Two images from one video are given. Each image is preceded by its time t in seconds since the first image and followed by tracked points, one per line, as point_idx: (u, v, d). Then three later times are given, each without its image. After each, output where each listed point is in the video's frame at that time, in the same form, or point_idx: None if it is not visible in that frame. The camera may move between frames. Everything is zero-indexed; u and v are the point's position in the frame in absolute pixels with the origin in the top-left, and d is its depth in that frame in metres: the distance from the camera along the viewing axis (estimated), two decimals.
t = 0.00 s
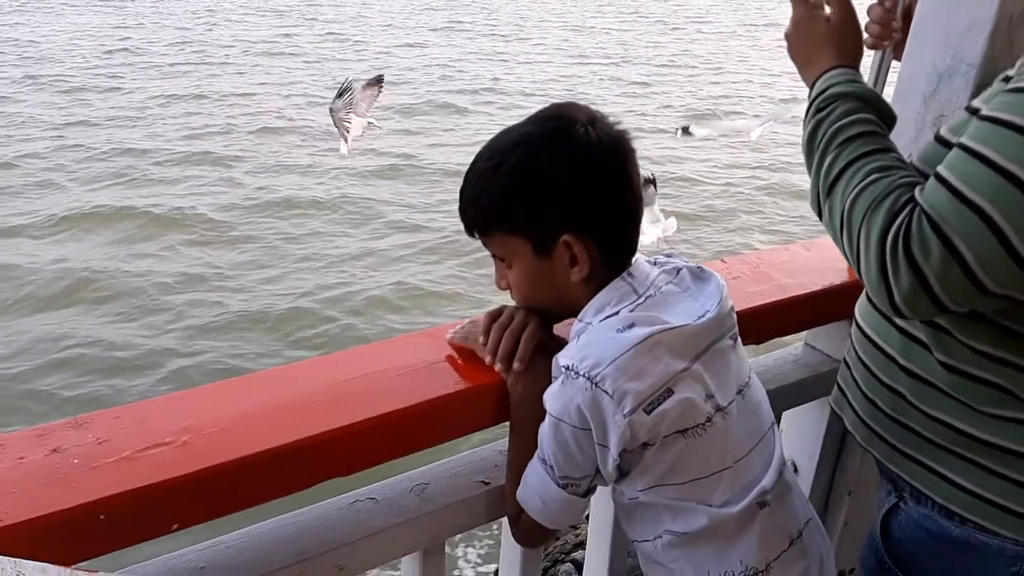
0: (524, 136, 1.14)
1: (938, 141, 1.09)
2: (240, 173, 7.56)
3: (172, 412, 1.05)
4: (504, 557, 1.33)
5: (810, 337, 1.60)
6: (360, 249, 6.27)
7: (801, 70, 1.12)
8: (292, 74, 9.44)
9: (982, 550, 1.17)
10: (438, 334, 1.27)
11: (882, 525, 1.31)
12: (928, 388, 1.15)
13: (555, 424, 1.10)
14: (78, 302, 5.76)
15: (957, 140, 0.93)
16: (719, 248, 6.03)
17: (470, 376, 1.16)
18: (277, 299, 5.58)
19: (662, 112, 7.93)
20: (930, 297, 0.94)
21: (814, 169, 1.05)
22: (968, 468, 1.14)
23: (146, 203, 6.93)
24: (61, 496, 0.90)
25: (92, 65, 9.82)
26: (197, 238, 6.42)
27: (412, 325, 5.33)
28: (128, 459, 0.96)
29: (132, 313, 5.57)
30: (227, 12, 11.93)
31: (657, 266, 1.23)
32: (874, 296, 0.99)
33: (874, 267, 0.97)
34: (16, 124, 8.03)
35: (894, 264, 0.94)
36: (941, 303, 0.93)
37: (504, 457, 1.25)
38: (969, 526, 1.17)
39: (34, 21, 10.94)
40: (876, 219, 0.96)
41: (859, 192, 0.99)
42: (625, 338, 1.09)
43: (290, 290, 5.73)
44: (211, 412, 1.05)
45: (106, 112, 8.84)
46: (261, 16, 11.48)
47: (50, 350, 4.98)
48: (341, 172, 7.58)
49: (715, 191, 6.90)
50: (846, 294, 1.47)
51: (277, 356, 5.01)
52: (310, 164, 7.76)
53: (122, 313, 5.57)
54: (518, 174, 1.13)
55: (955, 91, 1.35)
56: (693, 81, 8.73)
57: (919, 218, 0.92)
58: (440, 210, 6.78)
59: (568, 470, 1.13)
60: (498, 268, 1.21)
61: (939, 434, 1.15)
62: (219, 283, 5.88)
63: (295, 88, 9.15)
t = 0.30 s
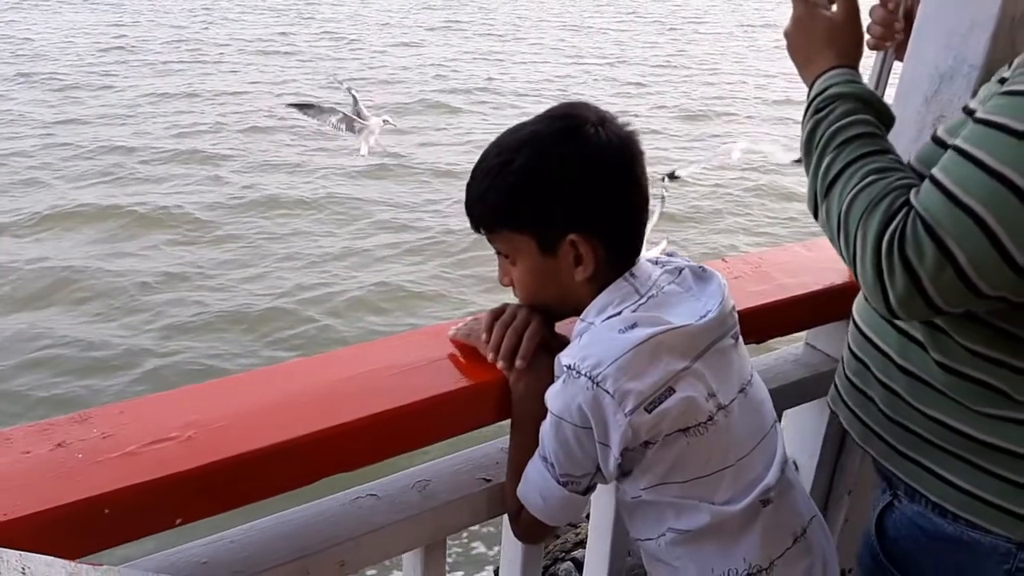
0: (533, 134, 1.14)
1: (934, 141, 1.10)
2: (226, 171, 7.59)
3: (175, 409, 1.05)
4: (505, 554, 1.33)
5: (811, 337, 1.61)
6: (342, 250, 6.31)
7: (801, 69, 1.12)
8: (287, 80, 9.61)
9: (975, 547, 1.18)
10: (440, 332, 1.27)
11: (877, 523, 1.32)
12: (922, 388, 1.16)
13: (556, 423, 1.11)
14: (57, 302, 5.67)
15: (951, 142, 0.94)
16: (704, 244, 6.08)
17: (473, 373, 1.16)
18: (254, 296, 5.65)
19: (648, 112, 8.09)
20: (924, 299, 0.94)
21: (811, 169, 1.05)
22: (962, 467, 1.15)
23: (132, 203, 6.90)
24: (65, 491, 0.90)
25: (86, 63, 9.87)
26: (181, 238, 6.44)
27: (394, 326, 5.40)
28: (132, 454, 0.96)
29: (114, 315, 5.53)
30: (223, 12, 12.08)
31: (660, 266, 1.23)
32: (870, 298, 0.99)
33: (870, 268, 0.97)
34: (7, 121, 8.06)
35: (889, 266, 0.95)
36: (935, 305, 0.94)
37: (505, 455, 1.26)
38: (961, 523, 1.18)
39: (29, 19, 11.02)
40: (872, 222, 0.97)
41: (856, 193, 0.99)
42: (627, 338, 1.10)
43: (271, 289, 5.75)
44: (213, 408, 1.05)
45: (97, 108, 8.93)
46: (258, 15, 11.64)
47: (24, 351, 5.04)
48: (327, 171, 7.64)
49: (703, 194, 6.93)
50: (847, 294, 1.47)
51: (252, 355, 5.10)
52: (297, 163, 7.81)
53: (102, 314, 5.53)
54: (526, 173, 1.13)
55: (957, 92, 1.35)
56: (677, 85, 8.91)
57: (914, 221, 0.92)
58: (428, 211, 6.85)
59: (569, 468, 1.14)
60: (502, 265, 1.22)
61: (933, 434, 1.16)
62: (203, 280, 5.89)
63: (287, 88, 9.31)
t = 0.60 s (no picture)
0: (541, 133, 1.14)
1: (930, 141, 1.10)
2: (214, 171, 7.64)
3: (177, 406, 1.06)
4: (507, 552, 1.34)
5: (812, 336, 1.61)
6: (327, 250, 6.35)
7: (800, 66, 1.12)
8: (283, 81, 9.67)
9: (969, 544, 1.18)
10: (442, 330, 1.28)
11: (874, 521, 1.32)
12: (919, 386, 1.16)
13: (558, 421, 1.11)
14: (41, 303, 5.65)
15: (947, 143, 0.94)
16: (692, 244, 6.10)
17: (475, 372, 1.17)
18: (236, 297, 5.68)
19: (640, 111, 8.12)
20: (920, 298, 0.95)
21: (809, 168, 1.05)
22: (958, 464, 1.15)
23: (120, 202, 6.95)
24: (68, 488, 0.91)
25: (81, 61, 9.89)
26: (168, 238, 6.48)
27: (379, 326, 5.44)
28: (136, 451, 0.97)
29: (99, 313, 5.55)
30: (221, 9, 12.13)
31: (662, 266, 1.24)
32: (866, 297, 1.00)
33: (867, 267, 0.98)
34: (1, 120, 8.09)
35: (885, 266, 0.95)
36: (931, 304, 0.94)
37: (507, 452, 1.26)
38: (957, 520, 1.18)
39: (27, 18, 11.06)
40: (869, 222, 0.97)
41: (854, 193, 0.99)
42: (629, 338, 1.10)
43: (255, 289, 5.78)
44: (214, 405, 1.06)
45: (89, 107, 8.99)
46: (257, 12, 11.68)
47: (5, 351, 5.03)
48: (317, 170, 7.67)
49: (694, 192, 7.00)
50: (847, 294, 1.48)
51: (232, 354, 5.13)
52: (285, 163, 7.86)
53: (85, 313, 5.52)
54: (531, 172, 1.13)
55: (958, 91, 1.35)
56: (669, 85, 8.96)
57: (911, 222, 0.93)
58: (417, 211, 6.87)
59: (571, 467, 1.14)
60: (505, 263, 1.22)
61: (930, 432, 1.16)
62: (188, 281, 5.93)
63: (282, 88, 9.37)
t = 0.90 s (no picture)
0: (548, 133, 1.15)
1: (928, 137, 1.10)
2: (199, 169, 7.66)
3: (178, 402, 1.06)
4: (510, 549, 1.35)
5: (814, 335, 1.62)
6: (312, 249, 6.35)
7: (798, 63, 1.12)
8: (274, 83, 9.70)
9: (963, 538, 1.19)
10: (445, 328, 1.28)
11: (871, 517, 1.33)
12: (914, 382, 1.16)
13: (562, 419, 1.11)
14: (21, 302, 5.62)
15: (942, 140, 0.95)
16: (678, 241, 6.10)
17: (476, 369, 1.17)
18: (216, 296, 5.68)
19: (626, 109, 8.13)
20: (914, 295, 0.95)
21: (806, 165, 1.06)
22: (953, 460, 1.16)
23: (108, 200, 6.94)
24: (73, 484, 0.91)
25: (77, 60, 9.93)
26: (154, 239, 6.46)
27: (363, 325, 5.45)
28: (141, 448, 0.97)
29: (86, 310, 5.53)
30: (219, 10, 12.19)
31: (666, 265, 1.24)
32: (862, 293, 1.00)
33: (863, 265, 0.98)
34: None
35: (881, 263, 0.96)
36: (925, 301, 0.95)
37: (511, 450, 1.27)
38: (951, 514, 1.19)
39: (23, 16, 11.09)
40: (865, 220, 0.98)
41: (851, 190, 1.00)
42: (632, 336, 1.11)
43: (237, 289, 5.77)
44: (215, 402, 1.06)
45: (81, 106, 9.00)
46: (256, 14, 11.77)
47: None
48: (305, 170, 7.67)
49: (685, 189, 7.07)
50: (848, 292, 1.48)
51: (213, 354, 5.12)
52: (271, 162, 7.88)
53: (67, 311, 5.47)
54: (537, 172, 1.14)
55: (959, 91, 1.35)
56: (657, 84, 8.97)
57: (906, 220, 0.93)
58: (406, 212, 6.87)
59: (574, 465, 1.14)
60: (508, 260, 1.23)
61: (925, 427, 1.17)
62: (172, 280, 5.92)
63: (275, 88, 9.38)
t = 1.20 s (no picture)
0: (556, 134, 1.15)
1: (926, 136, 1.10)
2: (186, 169, 7.65)
3: (182, 402, 1.07)
4: (513, 550, 1.35)
5: (816, 335, 1.62)
6: (296, 250, 6.36)
7: (795, 59, 1.13)
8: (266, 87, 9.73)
9: (959, 535, 1.19)
10: (448, 328, 1.29)
11: (870, 514, 1.33)
12: (911, 379, 1.17)
13: (567, 418, 1.12)
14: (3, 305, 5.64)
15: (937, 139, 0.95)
16: (666, 240, 6.09)
17: (480, 369, 1.18)
18: (194, 299, 5.67)
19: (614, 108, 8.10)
20: (909, 292, 0.96)
21: (802, 161, 1.06)
22: (949, 456, 1.16)
23: (95, 202, 6.95)
24: (79, 483, 0.92)
25: (73, 60, 9.91)
26: (137, 242, 6.50)
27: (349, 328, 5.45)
28: (147, 447, 0.98)
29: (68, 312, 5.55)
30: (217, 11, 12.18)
31: (669, 266, 1.25)
32: (856, 290, 1.01)
33: (858, 262, 0.99)
34: None
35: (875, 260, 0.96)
36: (920, 297, 0.95)
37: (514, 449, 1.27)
38: (947, 510, 1.19)
39: (20, 18, 11.10)
40: (860, 216, 0.98)
41: (846, 186, 1.00)
42: (637, 336, 1.11)
43: (219, 289, 5.82)
44: (217, 402, 1.07)
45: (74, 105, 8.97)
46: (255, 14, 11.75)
47: None
48: (294, 171, 7.67)
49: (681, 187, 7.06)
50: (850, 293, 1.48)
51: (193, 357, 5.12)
52: (260, 164, 7.88)
53: (50, 312, 5.51)
54: (545, 172, 1.14)
55: (961, 92, 1.34)
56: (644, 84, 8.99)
57: (902, 217, 0.94)
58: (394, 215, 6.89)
59: (579, 464, 1.15)
60: (513, 260, 1.23)
61: (921, 424, 1.17)
62: (156, 284, 5.91)
63: (268, 90, 9.37)
